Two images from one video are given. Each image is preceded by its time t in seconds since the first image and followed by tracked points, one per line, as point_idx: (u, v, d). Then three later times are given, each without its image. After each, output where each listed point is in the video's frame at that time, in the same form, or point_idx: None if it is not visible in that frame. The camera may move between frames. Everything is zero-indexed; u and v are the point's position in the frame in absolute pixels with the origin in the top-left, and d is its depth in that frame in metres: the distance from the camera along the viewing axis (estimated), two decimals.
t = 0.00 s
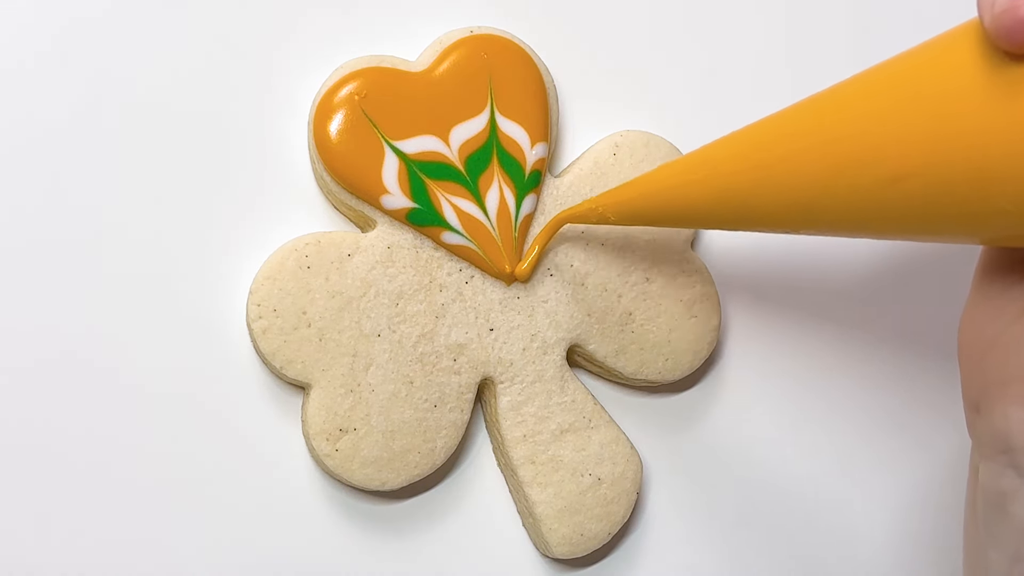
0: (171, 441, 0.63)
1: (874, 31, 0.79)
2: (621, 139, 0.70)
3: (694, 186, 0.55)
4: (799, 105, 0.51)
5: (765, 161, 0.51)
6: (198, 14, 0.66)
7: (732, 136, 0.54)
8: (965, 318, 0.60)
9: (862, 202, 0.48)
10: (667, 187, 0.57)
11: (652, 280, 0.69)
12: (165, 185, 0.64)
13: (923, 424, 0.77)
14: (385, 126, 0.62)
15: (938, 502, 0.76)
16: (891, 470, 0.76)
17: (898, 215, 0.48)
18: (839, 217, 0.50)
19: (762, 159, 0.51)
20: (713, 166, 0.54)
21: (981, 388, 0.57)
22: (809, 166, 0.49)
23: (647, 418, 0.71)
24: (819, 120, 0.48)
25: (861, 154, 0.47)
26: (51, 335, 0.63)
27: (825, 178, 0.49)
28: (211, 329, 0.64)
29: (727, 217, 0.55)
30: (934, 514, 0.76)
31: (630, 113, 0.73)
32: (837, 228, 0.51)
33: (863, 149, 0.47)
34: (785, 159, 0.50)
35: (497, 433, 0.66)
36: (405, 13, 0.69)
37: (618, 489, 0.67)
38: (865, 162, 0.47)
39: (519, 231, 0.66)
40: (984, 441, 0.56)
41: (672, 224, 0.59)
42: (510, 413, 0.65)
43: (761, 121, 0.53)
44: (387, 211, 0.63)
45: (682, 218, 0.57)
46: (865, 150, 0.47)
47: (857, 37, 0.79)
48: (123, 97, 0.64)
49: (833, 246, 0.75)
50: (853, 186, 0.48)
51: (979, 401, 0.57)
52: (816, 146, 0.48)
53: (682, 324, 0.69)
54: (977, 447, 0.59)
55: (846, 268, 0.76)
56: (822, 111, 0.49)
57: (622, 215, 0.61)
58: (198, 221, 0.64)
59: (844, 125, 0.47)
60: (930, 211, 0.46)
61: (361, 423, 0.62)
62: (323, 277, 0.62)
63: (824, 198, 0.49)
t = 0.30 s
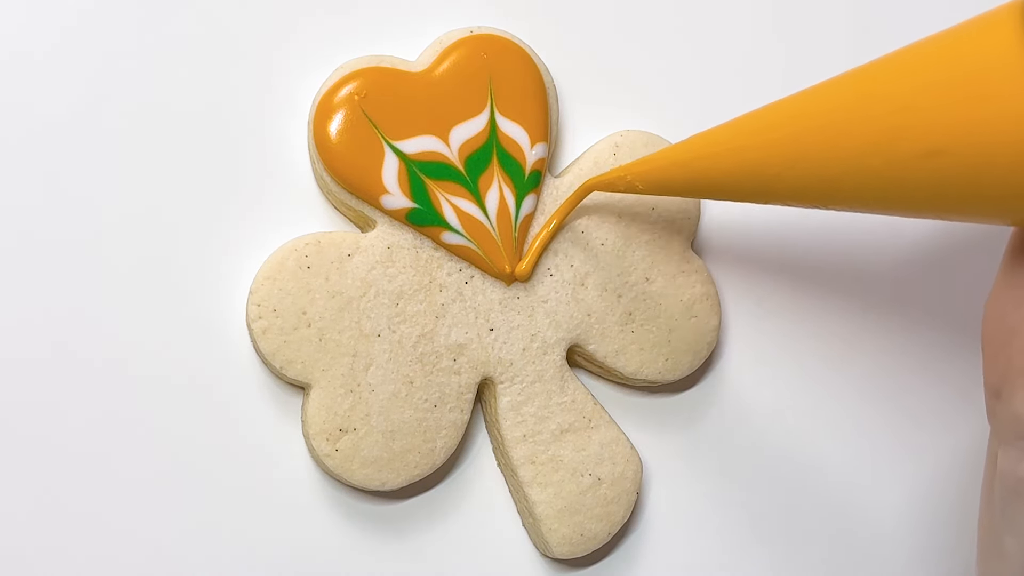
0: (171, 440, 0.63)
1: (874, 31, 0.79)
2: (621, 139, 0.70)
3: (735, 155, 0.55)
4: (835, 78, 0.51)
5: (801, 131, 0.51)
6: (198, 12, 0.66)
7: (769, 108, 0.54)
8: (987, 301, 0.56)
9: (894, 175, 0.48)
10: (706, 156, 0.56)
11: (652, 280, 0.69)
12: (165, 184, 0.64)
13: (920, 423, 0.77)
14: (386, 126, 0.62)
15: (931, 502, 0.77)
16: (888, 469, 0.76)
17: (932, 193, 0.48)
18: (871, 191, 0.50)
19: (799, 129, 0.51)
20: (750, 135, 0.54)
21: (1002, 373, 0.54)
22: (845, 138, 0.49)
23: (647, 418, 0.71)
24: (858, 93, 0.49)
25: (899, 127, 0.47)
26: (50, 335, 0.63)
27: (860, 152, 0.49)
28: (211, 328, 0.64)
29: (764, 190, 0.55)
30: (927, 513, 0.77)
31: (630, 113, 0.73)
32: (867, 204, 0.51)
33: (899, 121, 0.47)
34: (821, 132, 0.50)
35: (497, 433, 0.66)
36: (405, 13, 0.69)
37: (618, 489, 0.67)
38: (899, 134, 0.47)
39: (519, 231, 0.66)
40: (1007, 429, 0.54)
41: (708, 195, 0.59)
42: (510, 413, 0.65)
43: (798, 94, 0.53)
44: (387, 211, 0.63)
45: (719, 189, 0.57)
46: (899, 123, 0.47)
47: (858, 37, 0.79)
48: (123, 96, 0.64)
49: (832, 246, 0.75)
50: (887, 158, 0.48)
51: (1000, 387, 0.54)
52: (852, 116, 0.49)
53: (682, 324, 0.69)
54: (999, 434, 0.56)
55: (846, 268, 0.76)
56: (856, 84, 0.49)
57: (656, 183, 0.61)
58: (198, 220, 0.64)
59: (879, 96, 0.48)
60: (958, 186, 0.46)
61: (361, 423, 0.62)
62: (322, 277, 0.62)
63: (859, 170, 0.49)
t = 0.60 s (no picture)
0: (171, 440, 0.63)
1: (874, 31, 0.79)
2: (621, 138, 0.69)
3: (757, 135, 0.55)
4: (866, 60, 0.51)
5: (826, 114, 0.51)
6: (199, 11, 0.65)
7: (801, 88, 0.54)
8: (1006, 293, 0.59)
9: (914, 162, 0.48)
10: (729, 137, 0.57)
11: (652, 280, 0.69)
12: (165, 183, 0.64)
13: (918, 423, 0.77)
14: (386, 126, 0.62)
15: (930, 501, 0.77)
16: (887, 469, 0.76)
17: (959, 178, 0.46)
18: (892, 178, 0.49)
19: (824, 111, 0.51)
20: (777, 114, 0.54)
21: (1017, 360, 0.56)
22: (870, 119, 0.49)
23: (647, 418, 0.71)
24: (889, 73, 0.48)
25: (926, 108, 0.46)
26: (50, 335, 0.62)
27: (886, 133, 0.48)
28: (211, 328, 0.64)
29: (785, 172, 0.55)
30: (926, 513, 0.77)
31: (630, 113, 0.73)
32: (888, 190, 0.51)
33: (921, 107, 0.46)
34: (847, 113, 0.50)
35: (497, 434, 0.66)
36: (406, 12, 0.69)
37: (618, 490, 0.67)
38: (921, 121, 0.46)
39: (519, 231, 0.66)
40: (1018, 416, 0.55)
41: (730, 176, 0.59)
42: (510, 413, 0.65)
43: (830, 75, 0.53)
44: (387, 211, 0.63)
45: (740, 170, 0.57)
46: (922, 109, 0.46)
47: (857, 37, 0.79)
48: (123, 94, 0.64)
49: (830, 247, 0.76)
50: (912, 141, 0.47)
51: (1017, 374, 0.56)
52: (877, 100, 0.48)
53: (682, 324, 0.69)
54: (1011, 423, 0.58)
55: (844, 268, 0.76)
56: (886, 67, 0.48)
57: (680, 162, 0.61)
58: (198, 220, 0.64)
59: (905, 81, 0.47)
60: (975, 177, 0.45)
61: (361, 423, 0.62)
62: (322, 277, 0.62)
63: (880, 155, 0.49)
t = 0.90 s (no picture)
0: (171, 439, 0.63)
1: (875, 31, 0.79)
2: (621, 138, 0.69)
3: (782, 121, 0.57)
4: (886, 51, 0.54)
5: (854, 101, 0.54)
6: (200, 10, 0.65)
7: (822, 76, 0.57)
8: None
9: (932, 149, 0.52)
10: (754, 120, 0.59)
11: (652, 280, 0.69)
12: (166, 183, 0.64)
13: (916, 424, 0.78)
14: (386, 126, 0.62)
15: (927, 500, 0.77)
16: (885, 469, 0.77)
17: (980, 163, 0.50)
18: (908, 163, 0.53)
19: (850, 97, 0.54)
20: (802, 98, 0.57)
21: None
22: (899, 107, 0.52)
23: (647, 417, 0.71)
24: (916, 63, 0.52)
25: (955, 97, 0.49)
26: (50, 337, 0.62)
27: (913, 119, 0.52)
28: (211, 328, 0.64)
29: (805, 156, 0.58)
30: (923, 513, 0.77)
31: (630, 112, 0.73)
32: (898, 175, 0.55)
33: (946, 96, 0.50)
34: (874, 101, 0.53)
35: (497, 434, 0.66)
36: (405, 12, 0.69)
37: (618, 490, 0.67)
38: (946, 110, 0.50)
39: (519, 231, 0.66)
40: None
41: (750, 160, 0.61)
42: (510, 413, 0.65)
43: (851, 64, 0.56)
44: (387, 211, 0.63)
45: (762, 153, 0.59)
46: (947, 99, 0.50)
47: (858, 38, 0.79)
48: (124, 94, 0.64)
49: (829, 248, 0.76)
50: (940, 127, 0.51)
51: None
52: (903, 88, 0.52)
53: (682, 324, 0.69)
54: None
55: (842, 268, 0.77)
56: (910, 57, 0.52)
57: (701, 146, 0.63)
58: (198, 219, 0.64)
59: (930, 71, 0.51)
60: (991, 166, 0.50)
61: (361, 423, 0.62)
62: (322, 277, 0.62)
63: (901, 141, 0.53)
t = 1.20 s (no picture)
0: (170, 440, 0.63)
1: (875, 32, 0.79)
2: (621, 138, 0.69)
3: (800, 116, 0.58)
4: (905, 47, 0.55)
5: (872, 96, 0.55)
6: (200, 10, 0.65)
7: (843, 72, 0.57)
8: None
9: (947, 145, 0.52)
10: (774, 115, 0.60)
11: (652, 280, 0.69)
12: (166, 183, 0.64)
13: (915, 424, 0.78)
14: (386, 126, 0.62)
15: (927, 501, 0.77)
16: (885, 469, 0.77)
17: (997, 159, 0.50)
18: (923, 159, 0.54)
19: (868, 93, 0.55)
20: (823, 94, 0.57)
21: None
22: (916, 103, 0.52)
23: (647, 417, 0.71)
24: (934, 59, 0.52)
25: (973, 92, 0.50)
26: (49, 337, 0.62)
27: (930, 115, 0.52)
28: (211, 327, 0.64)
29: (823, 151, 0.58)
30: (923, 514, 0.77)
31: (630, 112, 0.73)
32: (913, 171, 0.55)
33: (962, 92, 0.50)
34: (892, 96, 0.54)
35: (497, 434, 0.66)
36: (405, 13, 0.69)
37: (618, 490, 0.67)
38: (961, 106, 0.50)
39: (519, 231, 0.66)
40: None
41: (770, 155, 0.62)
42: (510, 413, 0.65)
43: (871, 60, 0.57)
44: (387, 211, 0.63)
45: (781, 149, 0.60)
46: (964, 94, 0.50)
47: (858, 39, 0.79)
48: (124, 94, 0.64)
49: (829, 248, 0.76)
50: (956, 123, 0.51)
51: None
52: (919, 84, 0.52)
53: (682, 324, 0.69)
54: None
55: (843, 268, 0.77)
56: (928, 53, 0.52)
57: (722, 142, 0.63)
58: (199, 219, 0.64)
59: (947, 67, 0.51)
60: (1007, 163, 0.50)
61: (361, 423, 0.62)
62: (322, 277, 0.62)
63: (918, 137, 0.53)
